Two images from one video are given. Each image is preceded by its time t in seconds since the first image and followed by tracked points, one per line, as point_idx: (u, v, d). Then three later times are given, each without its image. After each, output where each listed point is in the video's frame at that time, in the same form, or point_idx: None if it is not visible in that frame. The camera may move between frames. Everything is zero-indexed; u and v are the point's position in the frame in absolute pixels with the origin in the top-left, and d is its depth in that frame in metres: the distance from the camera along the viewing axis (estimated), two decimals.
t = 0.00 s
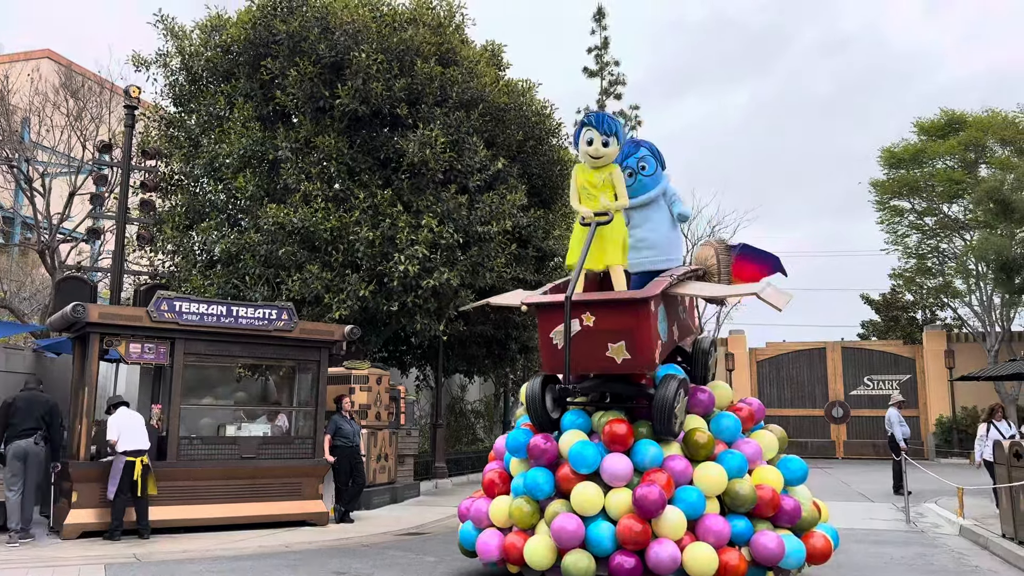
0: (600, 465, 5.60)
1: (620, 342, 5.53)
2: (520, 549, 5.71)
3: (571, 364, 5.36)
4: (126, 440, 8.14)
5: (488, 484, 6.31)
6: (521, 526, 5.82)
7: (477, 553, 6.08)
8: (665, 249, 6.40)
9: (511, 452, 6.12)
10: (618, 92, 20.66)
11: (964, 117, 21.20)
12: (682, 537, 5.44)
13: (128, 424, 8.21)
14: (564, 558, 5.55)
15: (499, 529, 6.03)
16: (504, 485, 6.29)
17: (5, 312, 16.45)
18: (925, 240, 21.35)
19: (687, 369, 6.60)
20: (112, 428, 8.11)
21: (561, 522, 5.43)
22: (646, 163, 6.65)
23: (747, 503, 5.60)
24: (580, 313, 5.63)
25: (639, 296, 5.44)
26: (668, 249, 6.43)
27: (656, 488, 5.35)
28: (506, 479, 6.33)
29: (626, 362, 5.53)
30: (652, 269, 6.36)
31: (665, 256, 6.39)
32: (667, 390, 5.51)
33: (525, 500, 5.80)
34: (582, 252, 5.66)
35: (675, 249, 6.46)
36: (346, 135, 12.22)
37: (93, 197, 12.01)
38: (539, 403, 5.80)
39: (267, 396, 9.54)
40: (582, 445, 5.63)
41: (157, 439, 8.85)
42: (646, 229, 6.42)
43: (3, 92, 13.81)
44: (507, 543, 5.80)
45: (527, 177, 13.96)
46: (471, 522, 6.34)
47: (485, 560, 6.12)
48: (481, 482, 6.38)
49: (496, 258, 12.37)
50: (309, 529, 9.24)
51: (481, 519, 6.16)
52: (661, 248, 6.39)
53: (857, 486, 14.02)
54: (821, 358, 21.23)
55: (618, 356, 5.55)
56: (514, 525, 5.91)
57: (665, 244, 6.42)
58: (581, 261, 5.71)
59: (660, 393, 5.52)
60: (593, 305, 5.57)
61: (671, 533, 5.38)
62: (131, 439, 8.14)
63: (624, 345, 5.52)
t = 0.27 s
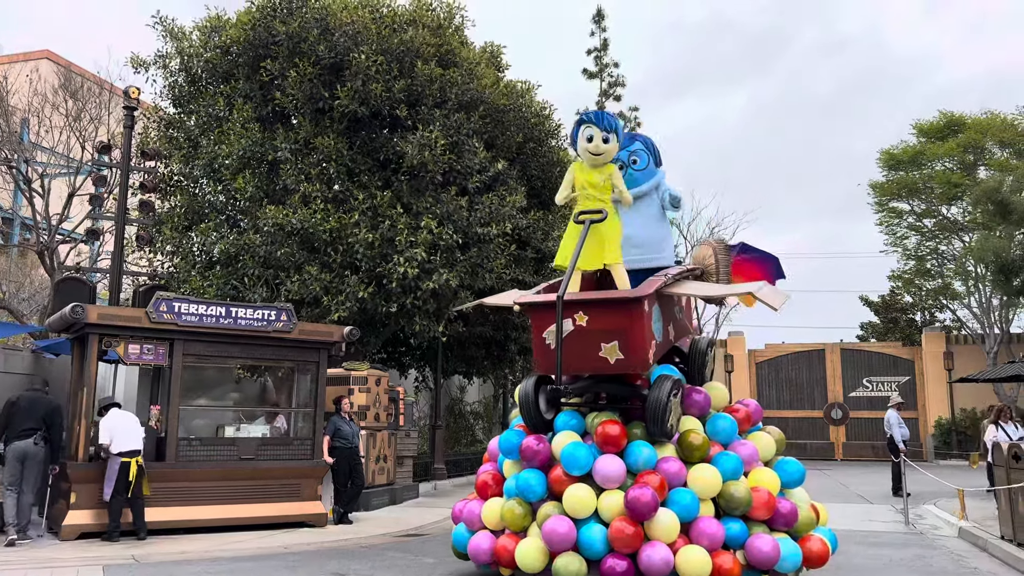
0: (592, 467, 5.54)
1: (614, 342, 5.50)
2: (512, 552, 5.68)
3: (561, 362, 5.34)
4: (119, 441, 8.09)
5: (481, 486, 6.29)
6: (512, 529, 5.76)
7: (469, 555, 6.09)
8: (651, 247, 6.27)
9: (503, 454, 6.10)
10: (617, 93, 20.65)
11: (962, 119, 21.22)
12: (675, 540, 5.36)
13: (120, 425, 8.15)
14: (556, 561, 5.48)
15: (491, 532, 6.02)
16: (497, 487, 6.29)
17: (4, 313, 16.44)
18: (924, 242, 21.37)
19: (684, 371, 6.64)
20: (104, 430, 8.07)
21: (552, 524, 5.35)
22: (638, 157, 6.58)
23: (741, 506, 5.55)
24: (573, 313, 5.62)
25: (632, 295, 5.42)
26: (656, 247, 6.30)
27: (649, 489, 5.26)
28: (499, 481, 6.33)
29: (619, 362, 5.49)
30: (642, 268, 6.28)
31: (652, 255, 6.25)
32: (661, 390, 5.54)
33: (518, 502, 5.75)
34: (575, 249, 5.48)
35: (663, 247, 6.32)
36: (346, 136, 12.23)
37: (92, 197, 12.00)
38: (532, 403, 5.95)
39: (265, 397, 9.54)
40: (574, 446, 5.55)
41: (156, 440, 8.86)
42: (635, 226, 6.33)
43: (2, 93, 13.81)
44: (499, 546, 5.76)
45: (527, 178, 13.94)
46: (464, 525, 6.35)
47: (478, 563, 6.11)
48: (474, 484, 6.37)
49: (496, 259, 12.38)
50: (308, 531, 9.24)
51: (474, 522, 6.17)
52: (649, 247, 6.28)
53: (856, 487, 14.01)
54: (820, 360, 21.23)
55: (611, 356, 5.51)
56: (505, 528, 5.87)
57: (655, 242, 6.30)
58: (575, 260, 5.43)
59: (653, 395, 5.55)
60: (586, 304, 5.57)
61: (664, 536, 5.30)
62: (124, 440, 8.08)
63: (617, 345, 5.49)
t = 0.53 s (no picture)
0: (585, 469, 5.41)
1: (607, 342, 5.27)
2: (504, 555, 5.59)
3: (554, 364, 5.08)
4: (116, 441, 8.07)
5: (475, 488, 6.28)
6: (504, 531, 5.69)
7: (461, 557, 6.03)
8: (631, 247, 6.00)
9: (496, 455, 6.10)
10: (617, 94, 20.64)
11: (963, 121, 21.23)
12: (669, 543, 5.22)
13: (117, 425, 8.13)
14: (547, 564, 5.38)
15: (484, 534, 5.99)
16: (490, 488, 6.26)
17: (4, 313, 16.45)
18: (925, 244, 21.38)
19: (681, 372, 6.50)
20: (99, 432, 8.06)
21: (544, 526, 5.28)
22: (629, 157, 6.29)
23: (737, 508, 5.40)
24: (565, 312, 5.37)
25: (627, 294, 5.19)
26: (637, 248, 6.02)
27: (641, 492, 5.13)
28: (493, 483, 6.29)
29: (613, 363, 5.27)
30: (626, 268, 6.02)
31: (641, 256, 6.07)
32: (655, 391, 5.35)
33: (510, 504, 5.69)
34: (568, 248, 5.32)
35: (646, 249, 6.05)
36: (346, 137, 12.26)
37: (92, 198, 12.01)
38: (525, 404, 5.71)
39: (266, 398, 9.54)
40: (566, 447, 5.43)
41: (157, 441, 8.90)
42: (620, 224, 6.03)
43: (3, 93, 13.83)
44: (491, 548, 5.69)
45: (528, 180, 13.92)
46: (458, 526, 6.34)
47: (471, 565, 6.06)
48: (468, 485, 6.35)
49: (496, 261, 12.36)
50: (308, 531, 9.25)
51: (467, 523, 6.15)
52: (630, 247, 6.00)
53: (856, 489, 14.01)
54: (820, 362, 21.23)
55: (605, 356, 5.29)
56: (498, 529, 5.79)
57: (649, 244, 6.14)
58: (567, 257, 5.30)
59: (646, 395, 5.37)
60: (579, 303, 5.31)
61: (657, 539, 5.17)
62: (122, 439, 8.07)
63: (610, 345, 5.26)
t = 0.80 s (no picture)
0: (579, 469, 5.19)
1: (602, 341, 5.10)
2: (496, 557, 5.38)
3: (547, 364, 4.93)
4: (116, 441, 8.07)
5: (469, 490, 6.10)
6: (497, 533, 5.49)
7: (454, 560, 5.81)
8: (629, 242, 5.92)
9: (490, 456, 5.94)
10: (619, 95, 20.61)
11: (965, 122, 21.21)
12: (664, 546, 4.99)
13: (117, 424, 8.11)
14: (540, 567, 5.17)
15: (478, 537, 5.77)
16: (484, 490, 6.10)
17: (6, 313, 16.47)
18: (927, 245, 21.35)
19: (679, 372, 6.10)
20: (99, 433, 8.07)
21: (537, 528, 5.05)
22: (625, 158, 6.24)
23: (734, 510, 5.20)
24: (559, 311, 5.19)
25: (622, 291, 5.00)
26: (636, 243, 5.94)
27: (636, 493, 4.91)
28: (486, 484, 6.14)
29: (607, 362, 5.11)
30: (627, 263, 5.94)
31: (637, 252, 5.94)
32: (652, 391, 5.12)
33: (503, 506, 5.50)
34: (562, 245, 5.14)
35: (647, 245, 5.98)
36: (348, 138, 12.27)
37: (94, 198, 12.01)
38: (520, 404, 5.50)
39: (267, 398, 9.55)
40: (560, 448, 5.21)
41: (157, 441, 8.87)
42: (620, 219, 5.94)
43: (5, 92, 13.85)
44: (483, 551, 5.47)
45: (530, 181, 13.87)
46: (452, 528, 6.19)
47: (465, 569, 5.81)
48: (461, 486, 6.19)
49: (499, 262, 12.33)
50: (309, 532, 9.24)
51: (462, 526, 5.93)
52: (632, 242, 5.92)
53: (857, 490, 13.98)
54: (822, 363, 21.20)
55: (600, 355, 5.12)
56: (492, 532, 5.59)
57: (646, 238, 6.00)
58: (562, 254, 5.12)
59: (642, 395, 5.14)
60: (574, 302, 5.13)
61: (651, 542, 4.93)
62: (121, 439, 8.06)
63: (606, 343, 5.09)
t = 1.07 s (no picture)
0: (575, 470, 4.90)
1: (598, 340, 4.86)
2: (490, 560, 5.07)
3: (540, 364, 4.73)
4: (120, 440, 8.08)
5: (462, 490, 5.75)
6: (491, 535, 5.17)
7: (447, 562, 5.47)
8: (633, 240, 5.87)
9: (485, 456, 5.64)
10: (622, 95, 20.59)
11: (968, 123, 21.17)
12: (660, 549, 4.71)
13: (123, 424, 8.11)
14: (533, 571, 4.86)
15: (473, 539, 5.40)
16: (479, 491, 5.73)
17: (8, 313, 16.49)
18: (930, 246, 21.31)
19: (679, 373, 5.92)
20: (105, 431, 8.09)
21: (530, 530, 4.77)
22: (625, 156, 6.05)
23: (733, 513, 4.90)
24: (554, 309, 4.97)
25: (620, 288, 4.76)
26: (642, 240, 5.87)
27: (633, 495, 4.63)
28: (482, 485, 5.79)
29: (604, 362, 4.86)
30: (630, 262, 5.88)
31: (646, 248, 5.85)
32: (649, 390, 4.86)
33: (497, 507, 5.19)
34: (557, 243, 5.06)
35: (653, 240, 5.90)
36: (351, 138, 12.29)
37: (98, 198, 12.03)
38: (516, 404, 5.25)
39: (270, 398, 9.55)
40: (554, 447, 4.92)
41: (161, 441, 8.89)
42: (624, 217, 5.90)
43: (9, 92, 13.89)
44: (476, 553, 5.14)
45: (533, 181, 13.88)
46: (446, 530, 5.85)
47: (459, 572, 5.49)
48: (456, 487, 5.83)
49: (502, 263, 12.31)
50: (311, 532, 9.24)
51: (455, 528, 5.59)
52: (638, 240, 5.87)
53: (860, 491, 13.96)
54: (825, 364, 21.17)
55: (596, 355, 4.88)
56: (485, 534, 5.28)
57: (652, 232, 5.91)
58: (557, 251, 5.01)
59: (639, 394, 4.88)
60: (570, 299, 4.90)
61: (647, 545, 4.66)
62: (126, 439, 8.07)
63: (602, 342, 4.85)
